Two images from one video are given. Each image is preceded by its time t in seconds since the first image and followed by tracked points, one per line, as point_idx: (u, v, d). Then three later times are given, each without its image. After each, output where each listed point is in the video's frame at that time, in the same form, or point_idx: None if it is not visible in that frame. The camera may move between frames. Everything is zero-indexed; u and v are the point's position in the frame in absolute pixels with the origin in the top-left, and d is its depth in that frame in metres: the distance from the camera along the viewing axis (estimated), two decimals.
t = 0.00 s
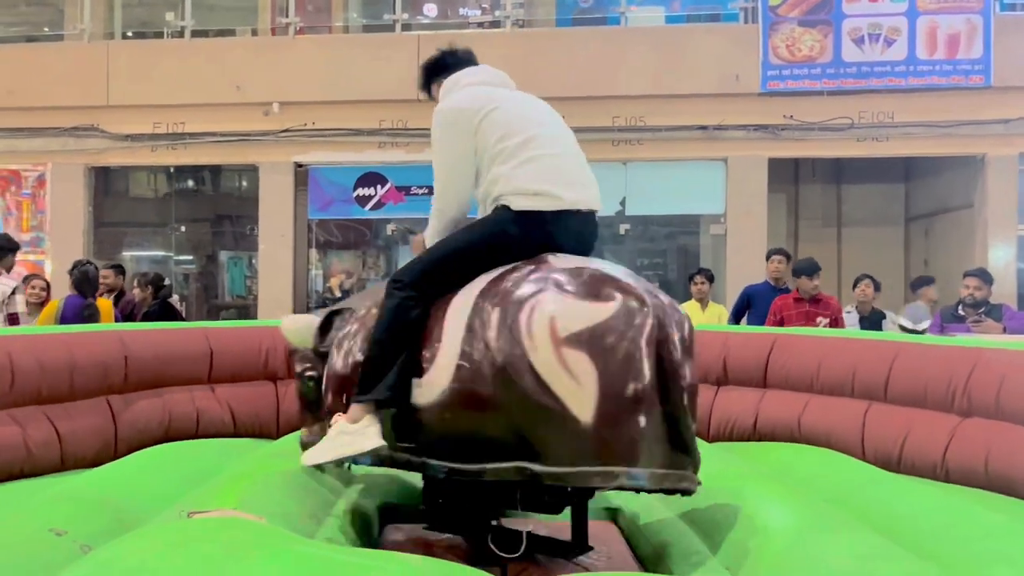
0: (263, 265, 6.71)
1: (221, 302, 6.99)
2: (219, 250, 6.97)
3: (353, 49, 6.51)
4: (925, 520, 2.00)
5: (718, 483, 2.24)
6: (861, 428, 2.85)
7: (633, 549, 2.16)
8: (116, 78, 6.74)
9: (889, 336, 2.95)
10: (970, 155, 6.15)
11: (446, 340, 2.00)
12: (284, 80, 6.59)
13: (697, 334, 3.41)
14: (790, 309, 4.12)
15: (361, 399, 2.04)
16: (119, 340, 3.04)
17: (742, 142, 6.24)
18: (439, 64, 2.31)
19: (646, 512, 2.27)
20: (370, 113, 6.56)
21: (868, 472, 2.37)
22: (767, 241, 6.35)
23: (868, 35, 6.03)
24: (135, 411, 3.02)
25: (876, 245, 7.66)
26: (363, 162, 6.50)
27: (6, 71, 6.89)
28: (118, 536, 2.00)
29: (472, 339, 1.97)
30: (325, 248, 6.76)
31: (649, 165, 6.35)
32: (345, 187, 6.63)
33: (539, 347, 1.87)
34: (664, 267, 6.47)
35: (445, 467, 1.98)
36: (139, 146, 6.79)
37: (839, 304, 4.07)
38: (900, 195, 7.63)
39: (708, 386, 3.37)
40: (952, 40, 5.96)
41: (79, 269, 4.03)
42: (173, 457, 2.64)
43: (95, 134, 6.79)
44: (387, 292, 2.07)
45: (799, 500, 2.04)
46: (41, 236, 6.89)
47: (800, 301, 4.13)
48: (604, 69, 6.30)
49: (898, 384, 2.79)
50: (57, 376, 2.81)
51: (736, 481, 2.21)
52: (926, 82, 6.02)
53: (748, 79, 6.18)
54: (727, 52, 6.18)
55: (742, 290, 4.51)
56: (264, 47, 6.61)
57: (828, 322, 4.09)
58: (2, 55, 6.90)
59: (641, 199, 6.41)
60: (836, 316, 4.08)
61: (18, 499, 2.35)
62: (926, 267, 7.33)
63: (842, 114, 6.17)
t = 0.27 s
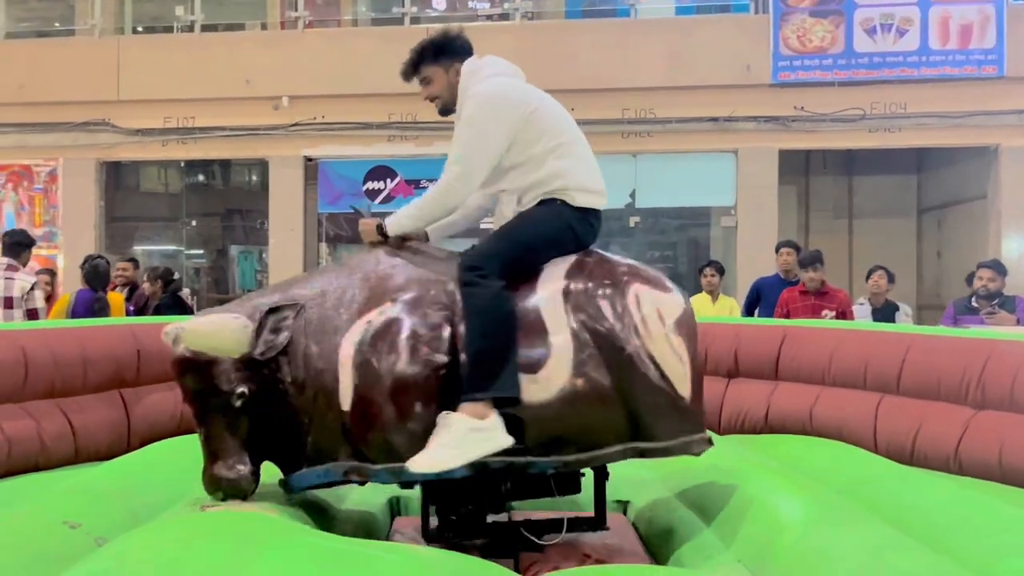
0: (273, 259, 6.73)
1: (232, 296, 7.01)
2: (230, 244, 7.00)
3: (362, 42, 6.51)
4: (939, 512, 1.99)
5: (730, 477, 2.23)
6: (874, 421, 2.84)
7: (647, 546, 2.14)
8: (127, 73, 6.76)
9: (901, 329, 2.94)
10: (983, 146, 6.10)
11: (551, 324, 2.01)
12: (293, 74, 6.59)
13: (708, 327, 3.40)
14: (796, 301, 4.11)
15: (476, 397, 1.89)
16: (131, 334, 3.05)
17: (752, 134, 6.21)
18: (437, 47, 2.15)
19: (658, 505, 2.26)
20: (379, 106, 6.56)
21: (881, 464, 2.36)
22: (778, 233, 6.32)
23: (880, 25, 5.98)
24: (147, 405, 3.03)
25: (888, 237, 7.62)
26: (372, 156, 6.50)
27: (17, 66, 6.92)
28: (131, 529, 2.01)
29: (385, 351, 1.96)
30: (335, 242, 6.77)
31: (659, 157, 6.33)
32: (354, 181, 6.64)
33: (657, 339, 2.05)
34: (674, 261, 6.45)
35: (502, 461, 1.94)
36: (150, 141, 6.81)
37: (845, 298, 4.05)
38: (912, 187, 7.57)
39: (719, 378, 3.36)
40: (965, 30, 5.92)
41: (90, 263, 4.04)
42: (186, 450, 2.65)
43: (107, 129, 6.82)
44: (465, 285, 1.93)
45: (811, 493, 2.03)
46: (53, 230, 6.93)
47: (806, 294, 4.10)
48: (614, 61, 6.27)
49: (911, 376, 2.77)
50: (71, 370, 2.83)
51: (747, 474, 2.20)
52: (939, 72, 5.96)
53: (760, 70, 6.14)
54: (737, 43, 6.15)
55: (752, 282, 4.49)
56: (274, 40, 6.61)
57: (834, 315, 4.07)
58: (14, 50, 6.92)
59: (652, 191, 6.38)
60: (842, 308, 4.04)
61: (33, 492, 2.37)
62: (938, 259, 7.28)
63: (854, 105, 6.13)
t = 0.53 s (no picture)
0: (281, 254, 6.75)
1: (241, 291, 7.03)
2: (238, 239, 7.02)
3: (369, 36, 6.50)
4: (948, 505, 1.98)
5: (737, 472, 2.22)
6: (882, 413, 2.83)
7: (654, 540, 2.13)
8: (135, 69, 6.77)
9: (911, 321, 2.93)
10: (993, 138, 6.06)
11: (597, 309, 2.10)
12: (300, 69, 6.59)
13: (716, 320, 3.39)
14: (801, 294, 4.11)
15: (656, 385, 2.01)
16: (141, 328, 3.07)
17: (760, 126, 6.18)
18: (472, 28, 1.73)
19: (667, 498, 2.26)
20: (386, 101, 6.56)
21: (890, 458, 2.35)
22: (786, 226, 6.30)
23: (890, 16, 5.95)
24: (157, 399, 3.05)
25: (897, 230, 7.58)
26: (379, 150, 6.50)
27: (25, 62, 6.93)
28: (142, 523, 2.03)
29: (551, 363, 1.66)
30: (343, 237, 6.78)
31: (666, 150, 6.31)
32: (361, 175, 6.64)
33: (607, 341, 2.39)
34: (682, 254, 6.46)
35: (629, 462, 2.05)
36: (158, 136, 6.82)
37: (852, 289, 4.03)
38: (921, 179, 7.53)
39: (727, 371, 3.34)
40: (974, 21, 5.87)
41: (99, 258, 4.06)
42: (196, 444, 2.67)
43: (115, 125, 6.84)
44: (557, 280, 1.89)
45: (820, 487, 2.02)
46: (62, 226, 6.96)
47: (812, 285, 4.11)
48: (621, 54, 6.25)
49: (920, 369, 2.76)
50: (81, 365, 2.84)
51: (756, 468, 2.20)
52: (949, 63, 5.92)
53: (768, 63, 6.11)
54: (745, 35, 6.11)
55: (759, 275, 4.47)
56: (280, 35, 6.61)
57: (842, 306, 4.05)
58: (22, 46, 6.94)
59: (659, 184, 6.37)
60: (849, 299, 4.02)
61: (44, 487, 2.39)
62: (949, 252, 7.24)
63: (863, 97, 6.09)
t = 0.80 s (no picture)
0: (286, 251, 6.76)
1: (245, 288, 7.05)
2: (242, 236, 7.04)
3: (372, 33, 6.50)
4: (952, 501, 1.98)
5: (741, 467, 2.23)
6: (887, 409, 2.83)
7: (658, 535, 2.14)
8: (139, 66, 6.79)
9: (916, 316, 2.91)
10: (998, 132, 6.04)
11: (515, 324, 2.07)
12: (304, 66, 6.59)
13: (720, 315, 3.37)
14: (814, 287, 4.07)
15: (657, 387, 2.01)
16: (146, 326, 3.07)
17: (764, 121, 6.16)
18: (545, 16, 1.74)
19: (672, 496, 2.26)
20: (390, 97, 6.55)
21: (895, 454, 2.35)
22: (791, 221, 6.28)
23: (894, 10, 5.92)
24: (162, 397, 3.06)
25: (901, 225, 7.56)
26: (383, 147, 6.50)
27: (29, 60, 6.95)
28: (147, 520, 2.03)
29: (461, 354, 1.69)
30: (347, 234, 6.79)
31: (670, 146, 6.29)
32: (365, 172, 6.65)
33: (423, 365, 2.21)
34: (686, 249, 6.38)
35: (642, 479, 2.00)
36: (162, 134, 6.84)
37: (865, 283, 4.04)
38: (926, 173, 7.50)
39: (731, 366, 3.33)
40: (980, 14, 5.85)
41: (105, 257, 4.07)
42: (202, 441, 2.68)
43: (119, 123, 6.85)
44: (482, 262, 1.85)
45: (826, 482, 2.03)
46: (68, 224, 6.99)
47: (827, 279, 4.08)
48: (624, 49, 6.24)
49: (925, 364, 2.75)
50: (86, 363, 2.85)
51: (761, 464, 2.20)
52: (954, 57, 5.90)
53: (772, 58, 6.09)
54: (749, 31, 6.10)
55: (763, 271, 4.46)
56: (284, 32, 6.61)
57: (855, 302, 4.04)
58: (26, 44, 6.96)
59: (663, 180, 6.35)
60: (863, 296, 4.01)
61: (51, 484, 2.40)
62: (954, 246, 7.22)
63: (868, 91, 6.07)
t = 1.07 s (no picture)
0: (286, 252, 6.76)
1: (246, 288, 7.06)
2: (242, 237, 7.05)
3: (372, 33, 6.50)
4: (951, 501, 1.98)
5: (742, 467, 2.23)
6: (887, 408, 2.83)
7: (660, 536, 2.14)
8: (139, 67, 6.79)
9: (917, 316, 2.91)
10: (997, 131, 6.04)
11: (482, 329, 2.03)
12: (304, 67, 6.60)
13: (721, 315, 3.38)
14: (824, 286, 4.06)
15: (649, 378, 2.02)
16: (146, 327, 3.08)
17: (765, 121, 6.16)
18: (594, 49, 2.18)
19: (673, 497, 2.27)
20: (390, 98, 6.55)
21: (896, 453, 2.35)
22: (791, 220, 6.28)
23: (894, 10, 5.92)
24: (163, 398, 3.07)
25: (901, 223, 7.56)
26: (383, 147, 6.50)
27: (30, 61, 6.95)
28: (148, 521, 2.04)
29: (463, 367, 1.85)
30: (347, 235, 6.79)
31: (671, 145, 6.29)
32: (366, 172, 6.65)
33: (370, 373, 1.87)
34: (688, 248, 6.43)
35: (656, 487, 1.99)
36: (163, 135, 6.84)
37: (875, 283, 4.05)
38: (927, 172, 7.50)
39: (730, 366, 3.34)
40: (979, 13, 5.85)
41: (108, 258, 4.08)
42: (203, 442, 2.68)
43: (120, 124, 6.86)
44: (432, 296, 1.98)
45: (826, 482, 2.03)
46: (68, 225, 6.99)
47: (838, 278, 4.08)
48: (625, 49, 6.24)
49: (926, 363, 2.76)
50: (87, 364, 2.86)
51: (762, 463, 2.21)
52: (954, 56, 5.90)
53: (772, 57, 6.09)
54: (749, 30, 6.10)
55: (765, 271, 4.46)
56: (284, 33, 6.62)
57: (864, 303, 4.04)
58: (26, 45, 6.96)
59: (664, 180, 6.35)
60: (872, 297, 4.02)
61: (53, 485, 2.41)
62: (954, 245, 7.22)
63: (868, 91, 6.07)
